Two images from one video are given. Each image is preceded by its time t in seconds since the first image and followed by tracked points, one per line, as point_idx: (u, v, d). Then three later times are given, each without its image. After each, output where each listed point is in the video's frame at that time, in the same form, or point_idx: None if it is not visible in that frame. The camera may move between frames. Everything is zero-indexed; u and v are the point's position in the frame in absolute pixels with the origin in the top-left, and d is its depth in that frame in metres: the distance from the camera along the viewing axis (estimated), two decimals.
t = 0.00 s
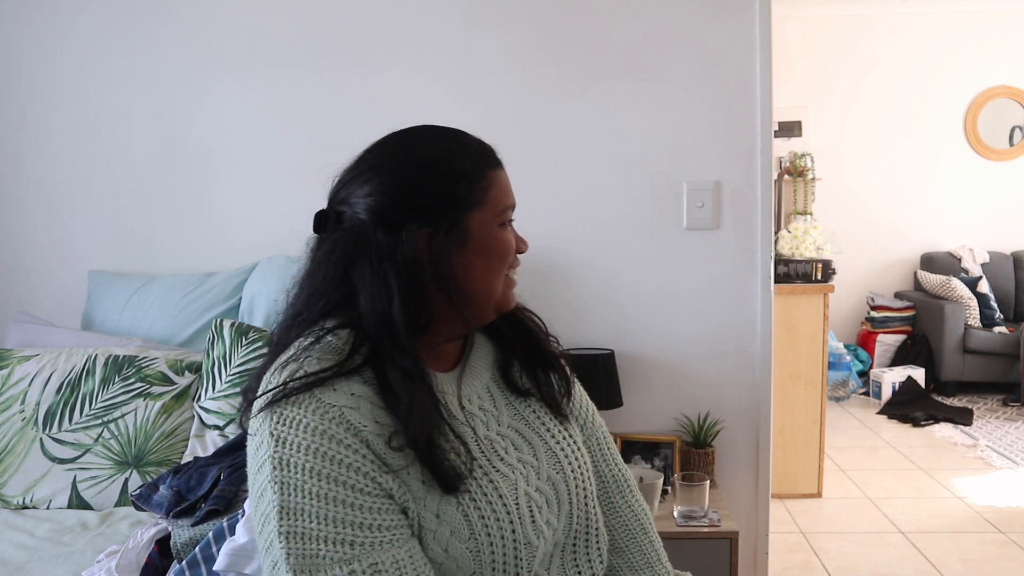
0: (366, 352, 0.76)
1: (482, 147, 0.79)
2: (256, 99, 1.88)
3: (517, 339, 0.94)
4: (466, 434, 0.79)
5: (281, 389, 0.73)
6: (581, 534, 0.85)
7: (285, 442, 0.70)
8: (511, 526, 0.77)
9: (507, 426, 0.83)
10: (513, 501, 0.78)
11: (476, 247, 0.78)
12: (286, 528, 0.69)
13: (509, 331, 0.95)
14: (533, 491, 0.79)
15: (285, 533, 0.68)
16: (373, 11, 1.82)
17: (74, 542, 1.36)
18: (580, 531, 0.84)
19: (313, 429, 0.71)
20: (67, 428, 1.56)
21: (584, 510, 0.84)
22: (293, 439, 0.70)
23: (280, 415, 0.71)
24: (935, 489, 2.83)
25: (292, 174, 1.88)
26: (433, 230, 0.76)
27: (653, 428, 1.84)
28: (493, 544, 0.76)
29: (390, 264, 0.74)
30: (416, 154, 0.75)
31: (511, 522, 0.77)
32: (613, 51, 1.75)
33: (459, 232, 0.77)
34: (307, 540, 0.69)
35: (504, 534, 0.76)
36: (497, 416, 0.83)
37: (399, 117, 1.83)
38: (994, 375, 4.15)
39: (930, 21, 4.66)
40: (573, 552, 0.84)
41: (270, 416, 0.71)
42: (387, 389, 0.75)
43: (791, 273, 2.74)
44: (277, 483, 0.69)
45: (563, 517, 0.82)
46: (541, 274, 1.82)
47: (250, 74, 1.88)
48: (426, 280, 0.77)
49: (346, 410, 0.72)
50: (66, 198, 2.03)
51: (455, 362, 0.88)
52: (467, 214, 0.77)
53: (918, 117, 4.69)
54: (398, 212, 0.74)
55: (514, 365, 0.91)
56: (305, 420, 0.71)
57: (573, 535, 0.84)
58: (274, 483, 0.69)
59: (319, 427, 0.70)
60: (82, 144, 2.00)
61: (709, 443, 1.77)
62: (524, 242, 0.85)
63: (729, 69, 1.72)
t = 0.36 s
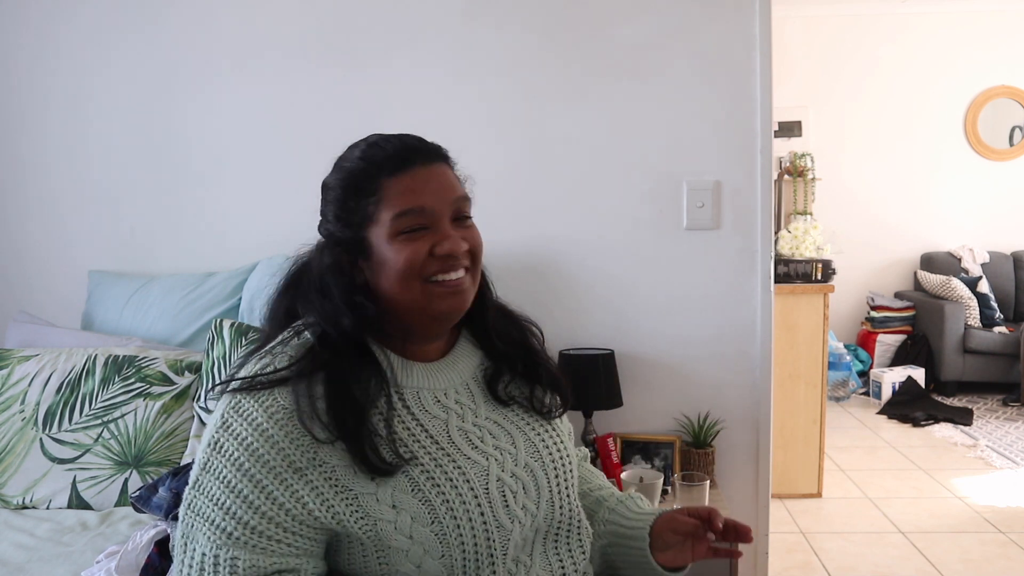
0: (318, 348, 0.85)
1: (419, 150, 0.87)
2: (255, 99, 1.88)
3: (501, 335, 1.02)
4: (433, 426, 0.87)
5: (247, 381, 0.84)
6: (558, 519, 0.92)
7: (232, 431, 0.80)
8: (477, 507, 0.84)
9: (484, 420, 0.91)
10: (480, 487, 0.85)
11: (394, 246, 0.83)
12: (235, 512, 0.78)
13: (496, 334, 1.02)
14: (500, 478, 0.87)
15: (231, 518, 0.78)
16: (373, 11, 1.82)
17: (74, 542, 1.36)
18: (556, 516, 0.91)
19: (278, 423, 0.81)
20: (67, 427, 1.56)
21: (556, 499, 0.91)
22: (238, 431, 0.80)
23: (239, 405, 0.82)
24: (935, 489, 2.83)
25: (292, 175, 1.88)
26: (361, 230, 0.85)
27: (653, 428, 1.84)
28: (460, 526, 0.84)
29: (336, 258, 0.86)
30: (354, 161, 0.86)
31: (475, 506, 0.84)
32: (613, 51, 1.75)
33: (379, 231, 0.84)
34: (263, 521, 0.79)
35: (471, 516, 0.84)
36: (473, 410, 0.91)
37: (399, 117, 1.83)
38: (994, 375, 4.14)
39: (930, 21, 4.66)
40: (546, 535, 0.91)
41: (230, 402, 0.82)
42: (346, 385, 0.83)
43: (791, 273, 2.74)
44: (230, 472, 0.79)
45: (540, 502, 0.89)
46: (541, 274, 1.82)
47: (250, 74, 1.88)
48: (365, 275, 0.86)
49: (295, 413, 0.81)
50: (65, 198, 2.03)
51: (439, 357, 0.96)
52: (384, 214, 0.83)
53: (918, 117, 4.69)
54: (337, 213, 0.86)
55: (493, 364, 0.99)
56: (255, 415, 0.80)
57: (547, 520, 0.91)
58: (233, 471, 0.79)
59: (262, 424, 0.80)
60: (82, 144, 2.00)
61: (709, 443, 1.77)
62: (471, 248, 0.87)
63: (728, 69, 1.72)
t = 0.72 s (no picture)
0: (296, 340, 0.89)
1: (391, 150, 0.89)
2: (256, 99, 1.88)
3: (476, 333, 1.02)
4: (416, 416, 0.87)
5: (236, 377, 0.88)
6: (549, 507, 0.90)
7: (220, 421, 0.82)
8: (462, 494, 0.84)
9: (468, 410, 0.91)
10: (463, 473, 0.84)
11: (349, 245, 0.87)
12: (229, 500, 0.79)
13: (473, 342, 1.01)
14: (486, 465, 0.86)
15: (228, 506, 0.79)
16: (374, 11, 1.82)
17: (74, 542, 1.36)
18: (542, 505, 0.90)
19: (265, 412, 0.82)
20: (67, 428, 1.56)
21: (542, 487, 0.90)
22: (225, 420, 0.82)
23: (226, 399, 0.84)
24: (935, 489, 2.83)
25: (293, 175, 1.89)
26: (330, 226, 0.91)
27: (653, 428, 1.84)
28: (445, 512, 0.83)
29: (321, 250, 0.95)
30: (332, 161, 0.91)
31: (461, 492, 0.84)
32: (613, 51, 1.75)
33: (340, 229, 0.88)
34: (255, 507, 0.79)
35: (456, 502, 0.83)
36: (458, 402, 0.91)
37: (399, 117, 1.83)
38: (994, 375, 4.14)
39: (930, 21, 4.66)
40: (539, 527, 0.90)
41: (221, 396, 0.85)
42: (327, 374, 0.86)
43: (791, 273, 2.74)
44: (223, 462, 0.80)
45: (524, 491, 0.88)
46: (541, 274, 1.82)
47: (250, 74, 1.88)
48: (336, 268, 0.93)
49: (278, 402, 0.83)
50: (65, 198, 2.03)
51: (422, 351, 0.97)
52: (343, 213, 0.88)
53: (917, 117, 4.69)
54: (318, 209, 0.94)
55: (476, 363, 0.99)
56: (241, 406, 0.83)
57: (536, 511, 0.89)
58: (224, 459, 0.80)
59: (248, 413, 0.82)
60: (81, 144, 2.00)
61: (709, 443, 1.77)
62: (427, 249, 0.88)
63: (729, 69, 1.72)
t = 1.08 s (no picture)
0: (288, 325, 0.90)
1: (405, 148, 0.89)
2: (256, 99, 1.88)
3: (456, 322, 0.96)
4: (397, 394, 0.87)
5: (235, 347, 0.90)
6: (526, 493, 0.87)
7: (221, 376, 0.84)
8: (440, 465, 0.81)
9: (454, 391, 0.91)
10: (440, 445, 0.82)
11: (352, 234, 0.86)
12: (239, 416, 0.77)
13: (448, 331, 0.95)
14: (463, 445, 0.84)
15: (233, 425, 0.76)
16: (373, 11, 1.82)
17: (75, 542, 1.36)
18: (518, 489, 0.86)
19: (265, 362, 0.84)
20: (67, 428, 1.56)
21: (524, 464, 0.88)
22: (227, 372, 0.83)
23: (225, 362, 0.86)
24: (935, 489, 2.83)
25: (293, 175, 1.89)
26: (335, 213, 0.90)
27: (653, 428, 1.84)
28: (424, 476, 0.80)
29: (319, 235, 0.96)
30: (347, 149, 0.91)
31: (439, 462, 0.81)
32: (613, 51, 1.75)
33: (346, 217, 0.88)
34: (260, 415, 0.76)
35: (436, 469, 0.80)
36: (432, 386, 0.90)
37: (399, 117, 1.83)
38: (994, 375, 4.15)
39: (930, 22, 4.66)
40: (518, 509, 0.85)
41: (222, 361, 0.87)
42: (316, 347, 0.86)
43: (791, 273, 2.74)
44: (228, 397, 0.80)
45: (499, 474, 0.85)
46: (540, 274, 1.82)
47: (250, 74, 1.88)
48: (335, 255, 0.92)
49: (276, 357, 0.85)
50: (65, 198, 2.03)
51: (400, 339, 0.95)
52: (350, 202, 0.87)
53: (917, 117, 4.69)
54: (325, 193, 0.93)
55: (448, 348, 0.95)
56: (240, 359, 0.84)
57: (513, 494, 0.85)
58: (233, 394, 0.79)
59: (248, 362, 0.84)
60: (81, 145, 2.00)
61: (709, 443, 1.77)
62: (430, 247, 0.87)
63: (729, 69, 1.72)
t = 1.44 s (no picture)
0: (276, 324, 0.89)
1: (398, 151, 0.89)
2: (256, 99, 1.88)
3: (448, 320, 0.95)
4: (373, 397, 0.85)
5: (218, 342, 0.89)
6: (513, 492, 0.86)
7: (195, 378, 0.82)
8: (415, 468, 0.80)
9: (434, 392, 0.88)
10: (414, 450, 0.81)
11: (344, 237, 0.86)
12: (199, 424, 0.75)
13: (438, 326, 0.95)
14: (439, 446, 0.83)
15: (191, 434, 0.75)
16: (373, 11, 1.82)
17: (74, 542, 1.36)
18: (504, 489, 0.85)
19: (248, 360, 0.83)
20: (67, 428, 1.55)
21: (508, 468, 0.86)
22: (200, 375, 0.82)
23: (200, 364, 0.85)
24: (935, 489, 2.83)
25: (292, 175, 1.89)
26: (326, 215, 0.89)
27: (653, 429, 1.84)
28: (398, 479, 0.79)
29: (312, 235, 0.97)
30: (340, 150, 0.90)
31: (414, 466, 0.81)
32: (613, 51, 1.75)
33: (337, 219, 0.87)
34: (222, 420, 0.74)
35: (410, 472, 0.80)
36: (419, 387, 0.88)
37: (399, 117, 1.83)
38: (993, 375, 4.15)
39: (930, 21, 4.66)
40: (502, 509, 0.84)
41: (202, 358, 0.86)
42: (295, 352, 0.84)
43: (791, 273, 2.73)
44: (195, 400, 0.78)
45: (482, 473, 0.84)
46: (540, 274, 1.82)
47: (250, 74, 1.88)
48: (323, 257, 0.91)
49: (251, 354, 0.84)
50: (65, 198, 2.03)
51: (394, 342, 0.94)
52: (343, 204, 0.87)
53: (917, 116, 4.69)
54: (317, 194, 0.92)
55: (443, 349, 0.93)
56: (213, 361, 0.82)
57: (497, 493, 0.85)
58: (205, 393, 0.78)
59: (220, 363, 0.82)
60: (81, 144, 2.00)
61: (709, 443, 1.77)
62: (420, 250, 0.87)
63: (728, 69, 1.72)
